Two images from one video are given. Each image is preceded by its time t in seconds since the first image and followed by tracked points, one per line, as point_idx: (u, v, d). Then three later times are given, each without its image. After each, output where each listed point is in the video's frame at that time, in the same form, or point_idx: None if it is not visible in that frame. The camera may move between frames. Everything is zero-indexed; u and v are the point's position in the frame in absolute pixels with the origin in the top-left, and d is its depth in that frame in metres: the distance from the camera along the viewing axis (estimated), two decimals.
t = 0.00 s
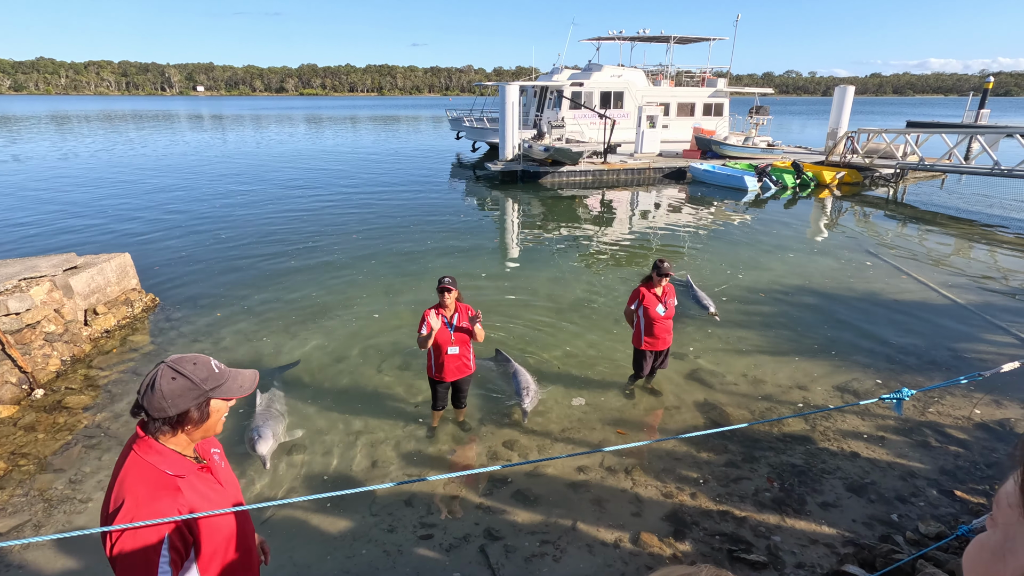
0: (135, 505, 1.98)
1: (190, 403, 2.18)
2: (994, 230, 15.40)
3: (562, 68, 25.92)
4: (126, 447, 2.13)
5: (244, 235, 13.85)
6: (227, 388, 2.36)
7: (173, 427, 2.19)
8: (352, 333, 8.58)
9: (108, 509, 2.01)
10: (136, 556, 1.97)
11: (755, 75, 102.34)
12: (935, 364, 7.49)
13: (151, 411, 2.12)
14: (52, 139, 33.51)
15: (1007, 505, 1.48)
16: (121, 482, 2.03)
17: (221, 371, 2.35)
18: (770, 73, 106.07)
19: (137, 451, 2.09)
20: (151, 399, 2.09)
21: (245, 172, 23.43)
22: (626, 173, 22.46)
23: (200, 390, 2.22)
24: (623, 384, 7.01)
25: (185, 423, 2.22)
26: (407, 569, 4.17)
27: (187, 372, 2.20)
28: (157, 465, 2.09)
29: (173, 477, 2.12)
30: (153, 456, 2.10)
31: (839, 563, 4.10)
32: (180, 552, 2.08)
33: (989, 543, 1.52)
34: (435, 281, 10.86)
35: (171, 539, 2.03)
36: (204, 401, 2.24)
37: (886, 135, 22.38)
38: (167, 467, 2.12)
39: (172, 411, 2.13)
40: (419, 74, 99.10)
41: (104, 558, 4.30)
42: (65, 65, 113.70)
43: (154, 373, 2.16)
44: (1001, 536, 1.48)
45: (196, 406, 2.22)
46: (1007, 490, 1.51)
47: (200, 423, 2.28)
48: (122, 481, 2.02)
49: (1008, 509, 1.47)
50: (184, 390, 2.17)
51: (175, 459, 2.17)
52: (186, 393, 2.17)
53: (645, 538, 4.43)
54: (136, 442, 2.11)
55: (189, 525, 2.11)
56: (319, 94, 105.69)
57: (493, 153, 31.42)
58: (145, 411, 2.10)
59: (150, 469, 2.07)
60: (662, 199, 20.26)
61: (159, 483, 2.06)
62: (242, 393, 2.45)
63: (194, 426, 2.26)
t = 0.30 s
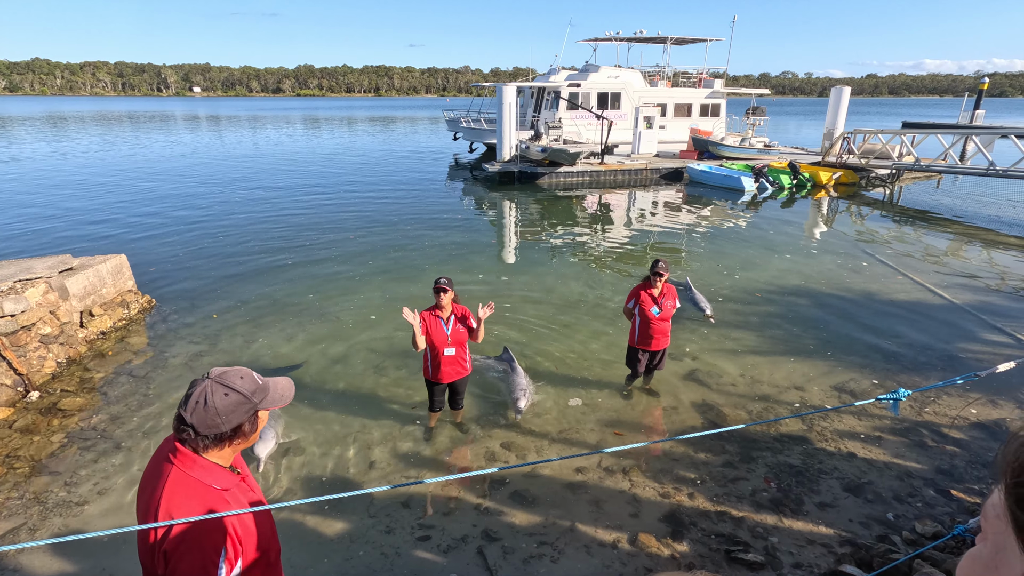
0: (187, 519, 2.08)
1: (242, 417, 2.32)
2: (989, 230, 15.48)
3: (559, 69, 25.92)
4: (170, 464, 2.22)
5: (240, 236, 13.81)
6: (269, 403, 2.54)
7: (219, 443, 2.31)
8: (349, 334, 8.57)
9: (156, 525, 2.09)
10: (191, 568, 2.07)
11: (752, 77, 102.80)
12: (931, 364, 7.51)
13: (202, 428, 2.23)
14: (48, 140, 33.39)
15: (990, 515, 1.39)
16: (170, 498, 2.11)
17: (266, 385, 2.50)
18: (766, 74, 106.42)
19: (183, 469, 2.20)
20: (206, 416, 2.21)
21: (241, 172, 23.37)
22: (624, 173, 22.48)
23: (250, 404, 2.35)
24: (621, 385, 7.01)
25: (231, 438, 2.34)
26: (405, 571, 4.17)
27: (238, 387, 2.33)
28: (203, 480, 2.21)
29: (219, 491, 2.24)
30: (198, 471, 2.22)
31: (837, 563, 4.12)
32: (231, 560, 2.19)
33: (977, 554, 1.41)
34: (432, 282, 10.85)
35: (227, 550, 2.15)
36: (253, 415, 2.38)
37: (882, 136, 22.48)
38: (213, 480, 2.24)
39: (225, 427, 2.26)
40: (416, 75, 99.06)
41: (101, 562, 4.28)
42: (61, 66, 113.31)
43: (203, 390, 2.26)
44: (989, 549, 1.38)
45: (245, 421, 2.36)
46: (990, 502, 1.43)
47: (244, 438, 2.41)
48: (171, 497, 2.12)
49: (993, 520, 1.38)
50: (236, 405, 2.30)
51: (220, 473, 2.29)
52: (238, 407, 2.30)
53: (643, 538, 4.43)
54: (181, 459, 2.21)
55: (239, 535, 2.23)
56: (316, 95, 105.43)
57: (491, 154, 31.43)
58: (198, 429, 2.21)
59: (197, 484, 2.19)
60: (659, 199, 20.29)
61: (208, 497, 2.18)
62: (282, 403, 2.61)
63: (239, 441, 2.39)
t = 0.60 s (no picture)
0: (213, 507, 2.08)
1: (271, 406, 2.36)
2: (984, 231, 15.55)
3: (556, 70, 25.91)
4: (192, 455, 2.20)
5: (237, 237, 13.77)
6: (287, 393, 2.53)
7: (243, 434, 2.32)
8: (346, 335, 8.54)
9: (181, 514, 2.08)
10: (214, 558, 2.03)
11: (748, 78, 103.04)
12: (928, 364, 7.53)
13: (233, 418, 2.25)
14: (44, 141, 33.29)
15: (978, 519, 1.39)
16: (195, 488, 2.11)
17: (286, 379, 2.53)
18: (763, 75, 106.70)
19: (207, 458, 2.18)
20: (239, 407, 2.24)
21: (238, 174, 23.31)
22: (621, 174, 22.50)
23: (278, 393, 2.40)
24: (618, 386, 7.01)
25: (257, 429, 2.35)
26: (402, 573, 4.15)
27: (267, 378, 2.36)
28: (228, 469, 2.21)
29: (242, 479, 2.25)
30: (222, 461, 2.21)
31: (834, 563, 4.11)
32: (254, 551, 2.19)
33: (969, 556, 1.40)
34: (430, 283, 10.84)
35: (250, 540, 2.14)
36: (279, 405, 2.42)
37: (878, 137, 22.56)
38: (236, 469, 2.24)
39: (256, 417, 2.30)
40: (413, 76, 98.93)
41: (95, 565, 4.25)
42: (57, 67, 112.96)
43: (233, 380, 2.28)
44: (976, 549, 1.38)
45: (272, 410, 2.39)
46: (980, 506, 1.42)
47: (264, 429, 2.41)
48: (196, 486, 2.12)
49: (979, 522, 1.38)
50: (266, 395, 2.34)
51: (242, 463, 2.29)
52: (268, 397, 2.34)
53: (640, 540, 4.43)
54: (205, 449, 2.20)
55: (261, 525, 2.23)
56: (313, 95, 105.23)
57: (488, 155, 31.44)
58: (231, 420, 2.24)
59: (221, 473, 2.18)
60: (656, 200, 20.32)
61: (231, 486, 2.18)
62: (297, 395, 2.61)
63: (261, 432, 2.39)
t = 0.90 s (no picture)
0: (226, 489, 2.15)
1: (287, 400, 2.43)
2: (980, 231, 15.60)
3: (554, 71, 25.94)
4: (208, 439, 2.24)
5: (234, 238, 13.74)
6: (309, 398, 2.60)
7: (256, 419, 2.39)
8: (343, 337, 8.52)
9: (194, 496, 2.14)
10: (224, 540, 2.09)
11: (746, 79, 103.29)
12: (925, 364, 7.56)
13: (250, 401, 2.33)
14: (39, 142, 33.15)
15: (971, 516, 1.39)
16: (208, 471, 2.16)
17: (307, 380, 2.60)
18: (760, 77, 106.95)
19: (221, 443, 2.22)
20: (258, 389, 2.34)
21: (236, 175, 23.27)
22: (619, 175, 22.52)
23: (296, 391, 2.47)
24: (616, 386, 7.02)
25: (269, 417, 2.41)
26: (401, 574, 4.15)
27: (290, 372, 2.47)
28: (239, 454, 2.24)
29: (253, 465, 2.29)
30: (235, 445, 2.25)
31: (832, 563, 4.12)
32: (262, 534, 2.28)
33: (963, 554, 1.40)
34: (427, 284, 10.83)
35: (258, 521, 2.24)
36: (296, 400, 2.49)
37: (875, 138, 22.64)
38: (248, 454, 2.28)
39: (271, 405, 2.37)
40: (411, 78, 98.88)
41: (91, 568, 4.23)
42: (53, 67, 112.39)
43: (258, 368, 2.39)
44: (971, 548, 1.37)
45: (288, 405, 2.46)
46: (973, 505, 1.41)
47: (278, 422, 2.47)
48: (209, 468, 2.17)
49: (973, 521, 1.37)
50: (284, 388, 2.43)
51: (253, 449, 2.33)
52: (287, 390, 2.42)
53: (638, 540, 4.43)
54: (219, 434, 2.24)
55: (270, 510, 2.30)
56: (311, 96, 105.03)
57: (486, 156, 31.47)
58: (248, 401, 2.32)
59: (233, 458, 2.23)
60: (654, 201, 20.35)
61: (242, 469, 2.24)
62: (317, 403, 2.66)
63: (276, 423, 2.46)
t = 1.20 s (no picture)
0: (228, 482, 2.17)
1: (298, 406, 2.42)
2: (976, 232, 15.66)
3: (551, 72, 25.98)
4: (215, 431, 2.27)
5: (232, 239, 13.72)
6: (319, 416, 2.57)
7: (264, 414, 2.39)
8: (340, 338, 8.51)
9: (198, 486, 2.18)
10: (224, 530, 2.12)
11: (743, 80, 103.62)
12: (922, 364, 7.58)
13: (264, 394, 2.36)
14: (36, 143, 33.05)
15: (966, 512, 1.39)
16: (213, 462, 2.19)
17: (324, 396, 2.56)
18: (757, 78, 107.25)
19: (227, 436, 2.24)
20: (278, 383, 2.37)
21: (233, 176, 23.24)
22: (617, 176, 22.55)
23: (309, 402, 2.46)
24: (615, 386, 7.02)
25: (277, 417, 2.41)
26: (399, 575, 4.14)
27: (313, 382, 2.47)
28: (243, 448, 2.25)
29: (257, 460, 2.30)
30: (242, 439, 2.27)
31: (829, 563, 4.13)
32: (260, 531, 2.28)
33: (956, 549, 1.40)
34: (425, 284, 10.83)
35: (258, 516, 2.25)
36: (306, 410, 2.47)
37: (872, 138, 22.71)
38: (253, 449, 2.29)
39: (282, 405, 2.37)
40: (408, 78, 98.88)
41: (87, 570, 4.21)
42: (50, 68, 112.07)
43: (285, 367, 2.44)
44: (964, 543, 1.38)
45: (297, 411, 2.45)
46: (967, 501, 1.42)
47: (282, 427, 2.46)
48: (213, 460, 2.19)
49: (966, 517, 1.38)
50: (300, 394, 2.43)
51: (259, 444, 2.34)
52: (300, 398, 2.41)
53: (636, 540, 4.42)
54: (226, 426, 2.27)
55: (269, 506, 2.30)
56: (308, 97, 104.88)
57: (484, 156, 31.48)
58: (263, 392, 2.35)
59: (237, 452, 2.24)
60: (652, 201, 20.39)
61: (247, 463, 2.26)
62: (325, 426, 2.61)
63: (279, 424, 2.44)
